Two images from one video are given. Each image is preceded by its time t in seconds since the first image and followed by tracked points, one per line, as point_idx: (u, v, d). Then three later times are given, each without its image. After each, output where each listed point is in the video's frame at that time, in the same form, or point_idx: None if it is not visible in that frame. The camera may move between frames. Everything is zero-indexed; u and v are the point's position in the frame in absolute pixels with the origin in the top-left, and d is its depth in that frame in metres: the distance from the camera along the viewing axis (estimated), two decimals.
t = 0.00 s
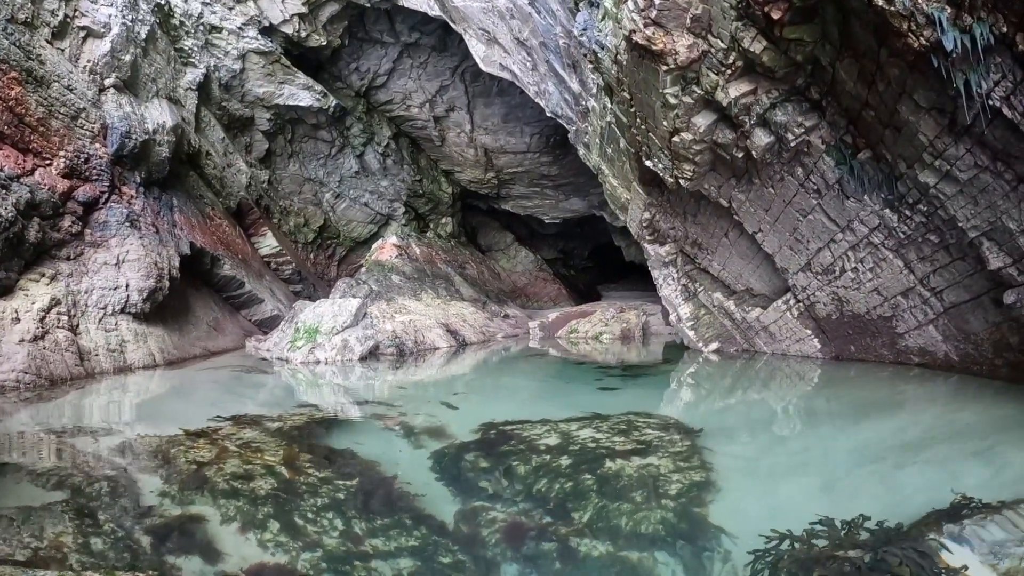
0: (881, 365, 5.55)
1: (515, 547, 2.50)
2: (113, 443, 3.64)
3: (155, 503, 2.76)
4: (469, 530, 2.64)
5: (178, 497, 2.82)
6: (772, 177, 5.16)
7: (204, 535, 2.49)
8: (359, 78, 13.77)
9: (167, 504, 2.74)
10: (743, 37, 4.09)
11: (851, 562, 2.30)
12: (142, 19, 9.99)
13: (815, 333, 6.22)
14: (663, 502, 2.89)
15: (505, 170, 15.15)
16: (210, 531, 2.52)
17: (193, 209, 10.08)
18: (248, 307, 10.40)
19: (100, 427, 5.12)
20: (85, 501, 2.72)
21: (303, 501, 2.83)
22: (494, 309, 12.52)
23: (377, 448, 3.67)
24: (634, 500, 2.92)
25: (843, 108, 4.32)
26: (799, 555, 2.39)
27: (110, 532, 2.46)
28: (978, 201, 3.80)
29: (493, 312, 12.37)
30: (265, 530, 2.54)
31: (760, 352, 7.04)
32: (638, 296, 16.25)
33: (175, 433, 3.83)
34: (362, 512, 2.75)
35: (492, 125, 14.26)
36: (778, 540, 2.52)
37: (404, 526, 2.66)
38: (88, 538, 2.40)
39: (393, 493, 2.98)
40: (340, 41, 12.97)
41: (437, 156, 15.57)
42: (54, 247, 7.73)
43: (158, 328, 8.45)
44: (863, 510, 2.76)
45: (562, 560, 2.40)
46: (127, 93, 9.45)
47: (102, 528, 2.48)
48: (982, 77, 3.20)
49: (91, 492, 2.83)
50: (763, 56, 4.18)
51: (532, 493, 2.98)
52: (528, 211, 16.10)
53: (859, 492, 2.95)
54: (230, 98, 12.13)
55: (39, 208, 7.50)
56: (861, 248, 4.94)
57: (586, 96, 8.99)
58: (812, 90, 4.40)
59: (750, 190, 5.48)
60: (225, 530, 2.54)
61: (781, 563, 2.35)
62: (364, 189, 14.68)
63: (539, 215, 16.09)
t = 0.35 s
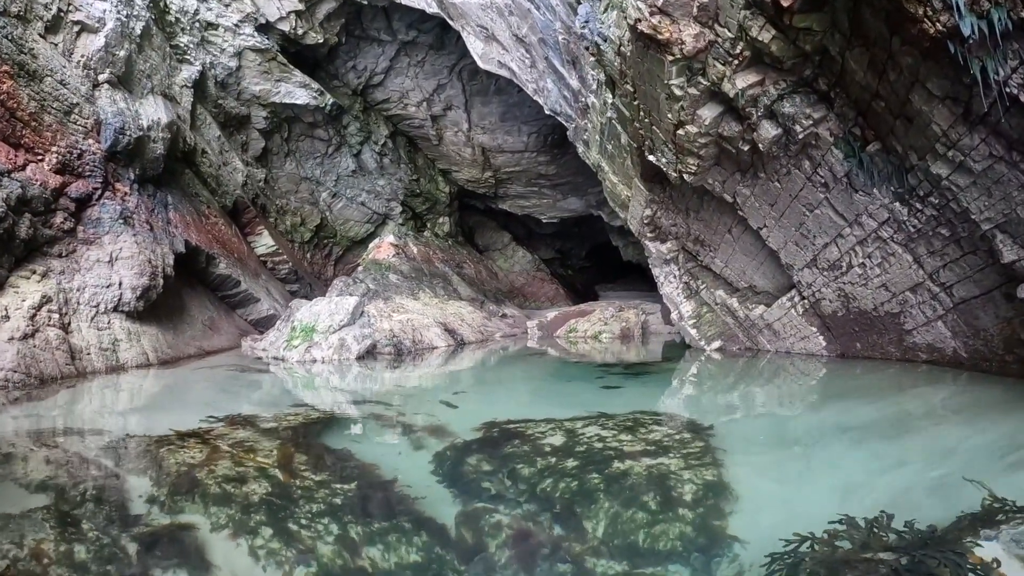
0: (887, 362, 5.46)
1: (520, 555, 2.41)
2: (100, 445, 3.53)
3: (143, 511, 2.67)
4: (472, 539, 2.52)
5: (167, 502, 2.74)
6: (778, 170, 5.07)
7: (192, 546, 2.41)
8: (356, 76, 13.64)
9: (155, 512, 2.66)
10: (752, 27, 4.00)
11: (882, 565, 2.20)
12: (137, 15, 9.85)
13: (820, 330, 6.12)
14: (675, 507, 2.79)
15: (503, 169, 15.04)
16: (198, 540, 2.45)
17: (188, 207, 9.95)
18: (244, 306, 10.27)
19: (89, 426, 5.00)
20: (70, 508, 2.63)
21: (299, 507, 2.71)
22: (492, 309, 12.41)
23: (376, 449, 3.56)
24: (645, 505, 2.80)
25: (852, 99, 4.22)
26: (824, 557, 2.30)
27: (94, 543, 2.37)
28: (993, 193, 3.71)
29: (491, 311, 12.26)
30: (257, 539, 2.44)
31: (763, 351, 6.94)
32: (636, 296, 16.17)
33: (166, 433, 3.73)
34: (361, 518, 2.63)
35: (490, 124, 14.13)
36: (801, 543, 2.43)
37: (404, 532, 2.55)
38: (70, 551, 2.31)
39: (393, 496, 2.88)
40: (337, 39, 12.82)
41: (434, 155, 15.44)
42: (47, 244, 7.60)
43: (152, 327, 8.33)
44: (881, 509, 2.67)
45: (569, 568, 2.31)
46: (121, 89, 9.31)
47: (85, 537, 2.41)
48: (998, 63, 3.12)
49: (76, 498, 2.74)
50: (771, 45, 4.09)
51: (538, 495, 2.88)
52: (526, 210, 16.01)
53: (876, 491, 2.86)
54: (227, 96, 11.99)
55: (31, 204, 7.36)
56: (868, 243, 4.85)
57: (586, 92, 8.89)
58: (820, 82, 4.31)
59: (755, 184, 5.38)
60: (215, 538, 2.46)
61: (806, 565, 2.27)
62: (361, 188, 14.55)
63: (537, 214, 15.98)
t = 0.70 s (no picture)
0: (894, 359, 5.34)
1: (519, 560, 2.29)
2: (80, 445, 3.41)
3: (120, 515, 2.56)
4: (469, 544, 2.39)
5: (145, 505, 2.65)
6: (784, 162, 4.94)
7: (170, 551, 2.28)
8: (352, 74, 13.47)
9: (133, 514, 2.56)
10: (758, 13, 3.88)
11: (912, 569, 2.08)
12: (131, 10, 9.70)
13: (825, 328, 6.00)
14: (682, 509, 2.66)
15: (501, 168, 14.90)
16: (179, 541, 2.35)
17: (183, 204, 9.81)
18: (240, 305, 10.11)
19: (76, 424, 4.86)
20: (44, 514, 2.51)
21: (284, 511, 2.59)
22: (490, 308, 12.28)
23: (370, 449, 3.43)
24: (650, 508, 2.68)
25: (861, 88, 4.11)
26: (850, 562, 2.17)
27: (66, 547, 2.27)
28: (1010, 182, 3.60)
29: (488, 311, 12.13)
30: (240, 543, 2.33)
31: (766, 349, 6.82)
32: (635, 295, 16.05)
33: (150, 433, 3.60)
34: (352, 523, 2.50)
35: (488, 123, 13.97)
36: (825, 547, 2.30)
37: (396, 536, 2.43)
38: (42, 554, 2.22)
39: (385, 500, 2.75)
40: (333, 36, 12.60)
41: (432, 154, 15.29)
42: (36, 239, 7.46)
43: (144, 326, 8.19)
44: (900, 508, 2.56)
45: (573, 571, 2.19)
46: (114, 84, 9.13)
47: (58, 542, 2.30)
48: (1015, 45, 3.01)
49: (52, 502, 2.63)
50: (777, 31, 3.97)
51: (537, 498, 2.75)
52: (524, 210, 15.89)
53: (896, 490, 2.73)
54: (222, 93, 11.86)
55: (20, 198, 7.22)
56: (877, 236, 4.73)
57: (585, 88, 8.75)
58: (827, 71, 4.19)
59: (760, 177, 5.26)
60: (195, 540, 2.36)
61: (834, 570, 2.14)
62: (358, 187, 14.41)
63: (535, 214, 15.85)
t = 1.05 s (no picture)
0: (895, 362, 5.27)
1: None
2: (61, 451, 3.32)
3: (98, 524, 2.47)
4: (458, 563, 2.30)
5: (126, 514, 2.56)
6: (783, 162, 4.87)
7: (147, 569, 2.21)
8: (349, 75, 13.36)
9: (111, 524, 2.47)
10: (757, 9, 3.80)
11: None
12: (125, 9, 9.59)
13: (824, 330, 5.92)
14: (678, 524, 2.58)
15: (498, 170, 14.80)
16: (156, 561, 2.26)
17: (177, 205, 9.70)
18: (235, 307, 10.03)
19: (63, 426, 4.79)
20: (17, 526, 2.42)
21: (268, 526, 2.49)
22: (486, 310, 12.19)
23: (359, 458, 3.34)
24: (644, 523, 2.60)
25: (861, 86, 4.04)
26: None
27: (40, 563, 2.19)
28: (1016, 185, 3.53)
29: (485, 312, 12.06)
30: (220, 562, 2.24)
31: (764, 351, 6.75)
32: (633, 297, 15.99)
33: (133, 440, 3.51)
34: (336, 540, 2.42)
35: (485, 125, 13.88)
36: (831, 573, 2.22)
37: (383, 556, 2.34)
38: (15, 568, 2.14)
39: (372, 512, 2.67)
40: (329, 37, 12.47)
41: (429, 156, 15.19)
42: (26, 241, 7.36)
43: (136, 328, 8.10)
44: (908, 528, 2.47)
45: None
46: (107, 85, 9.02)
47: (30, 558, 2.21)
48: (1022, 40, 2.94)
49: (28, 510, 2.55)
50: (777, 27, 3.90)
51: (530, 512, 2.67)
52: (521, 211, 15.82)
53: (902, 506, 2.65)
54: (218, 94, 11.77)
55: (9, 199, 7.12)
56: (877, 238, 4.66)
57: (582, 88, 8.68)
58: (827, 68, 4.12)
59: (758, 178, 5.19)
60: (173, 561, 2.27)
61: None
62: (355, 189, 14.31)
63: (532, 216, 15.77)
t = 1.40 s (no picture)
0: (897, 365, 5.17)
1: None
2: (39, 456, 3.20)
3: (72, 535, 2.37)
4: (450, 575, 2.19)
5: (103, 526, 2.44)
6: (784, 161, 4.78)
7: None
8: (346, 77, 13.26)
9: (85, 535, 2.37)
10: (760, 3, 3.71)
11: None
12: (120, 8, 9.48)
13: (826, 333, 5.82)
14: (679, 532, 2.48)
15: (495, 173, 14.69)
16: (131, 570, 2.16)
17: (171, 206, 9.58)
18: (230, 309, 9.90)
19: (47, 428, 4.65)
20: None
21: (249, 535, 2.39)
22: (484, 313, 12.09)
23: (350, 465, 3.23)
24: (642, 530, 2.50)
25: (865, 82, 3.96)
26: None
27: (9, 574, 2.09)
28: None
29: (483, 315, 11.95)
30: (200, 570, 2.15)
31: (765, 354, 6.65)
32: (631, 300, 15.92)
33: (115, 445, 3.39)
34: (321, 549, 2.32)
35: (482, 127, 13.80)
36: None
37: (370, 563, 2.24)
38: None
39: (358, 521, 2.57)
40: (327, 38, 12.37)
41: (427, 158, 15.06)
42: (16, 241, 7.24)
43: (127, 329, 7.98)
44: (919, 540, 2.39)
45: None
46: (102, 84, 8.91)
47: None
48: None
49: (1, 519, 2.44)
50: (780, 21, 3.82)
51: (524, 522, 2.56)
52: (519, 214, 15.75)
53: (913, 517, 2.55)
54: (214, 95, 11.64)
55: None
56: (881, 238, 4.57)
57: (580, 89, 8.59)
58: (831, 63, 4.03)
59: (759, 177, 5.10)
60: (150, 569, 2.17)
61: None
62: (352, 191, 14.17)
63: (530, 218, 15.68)
